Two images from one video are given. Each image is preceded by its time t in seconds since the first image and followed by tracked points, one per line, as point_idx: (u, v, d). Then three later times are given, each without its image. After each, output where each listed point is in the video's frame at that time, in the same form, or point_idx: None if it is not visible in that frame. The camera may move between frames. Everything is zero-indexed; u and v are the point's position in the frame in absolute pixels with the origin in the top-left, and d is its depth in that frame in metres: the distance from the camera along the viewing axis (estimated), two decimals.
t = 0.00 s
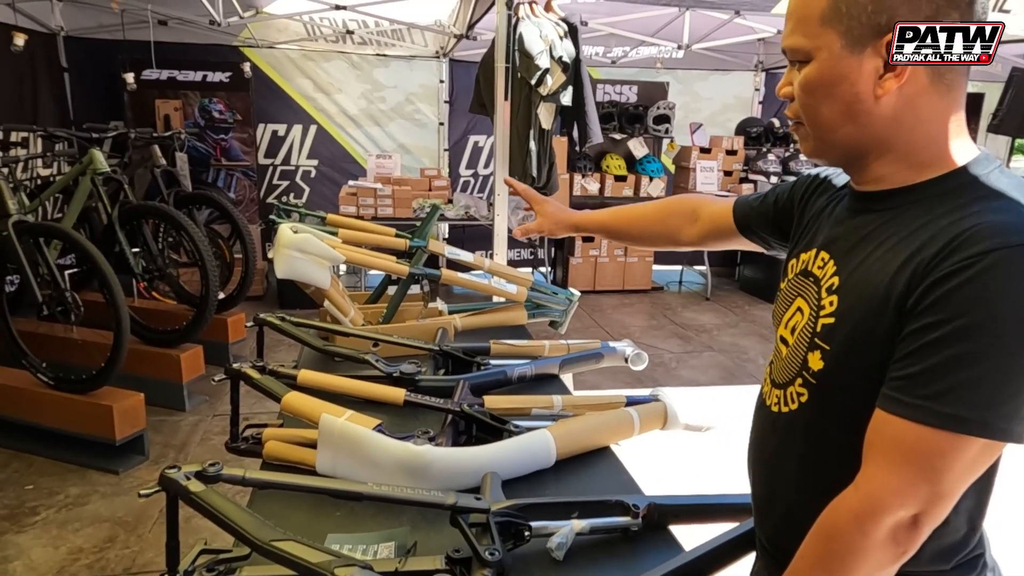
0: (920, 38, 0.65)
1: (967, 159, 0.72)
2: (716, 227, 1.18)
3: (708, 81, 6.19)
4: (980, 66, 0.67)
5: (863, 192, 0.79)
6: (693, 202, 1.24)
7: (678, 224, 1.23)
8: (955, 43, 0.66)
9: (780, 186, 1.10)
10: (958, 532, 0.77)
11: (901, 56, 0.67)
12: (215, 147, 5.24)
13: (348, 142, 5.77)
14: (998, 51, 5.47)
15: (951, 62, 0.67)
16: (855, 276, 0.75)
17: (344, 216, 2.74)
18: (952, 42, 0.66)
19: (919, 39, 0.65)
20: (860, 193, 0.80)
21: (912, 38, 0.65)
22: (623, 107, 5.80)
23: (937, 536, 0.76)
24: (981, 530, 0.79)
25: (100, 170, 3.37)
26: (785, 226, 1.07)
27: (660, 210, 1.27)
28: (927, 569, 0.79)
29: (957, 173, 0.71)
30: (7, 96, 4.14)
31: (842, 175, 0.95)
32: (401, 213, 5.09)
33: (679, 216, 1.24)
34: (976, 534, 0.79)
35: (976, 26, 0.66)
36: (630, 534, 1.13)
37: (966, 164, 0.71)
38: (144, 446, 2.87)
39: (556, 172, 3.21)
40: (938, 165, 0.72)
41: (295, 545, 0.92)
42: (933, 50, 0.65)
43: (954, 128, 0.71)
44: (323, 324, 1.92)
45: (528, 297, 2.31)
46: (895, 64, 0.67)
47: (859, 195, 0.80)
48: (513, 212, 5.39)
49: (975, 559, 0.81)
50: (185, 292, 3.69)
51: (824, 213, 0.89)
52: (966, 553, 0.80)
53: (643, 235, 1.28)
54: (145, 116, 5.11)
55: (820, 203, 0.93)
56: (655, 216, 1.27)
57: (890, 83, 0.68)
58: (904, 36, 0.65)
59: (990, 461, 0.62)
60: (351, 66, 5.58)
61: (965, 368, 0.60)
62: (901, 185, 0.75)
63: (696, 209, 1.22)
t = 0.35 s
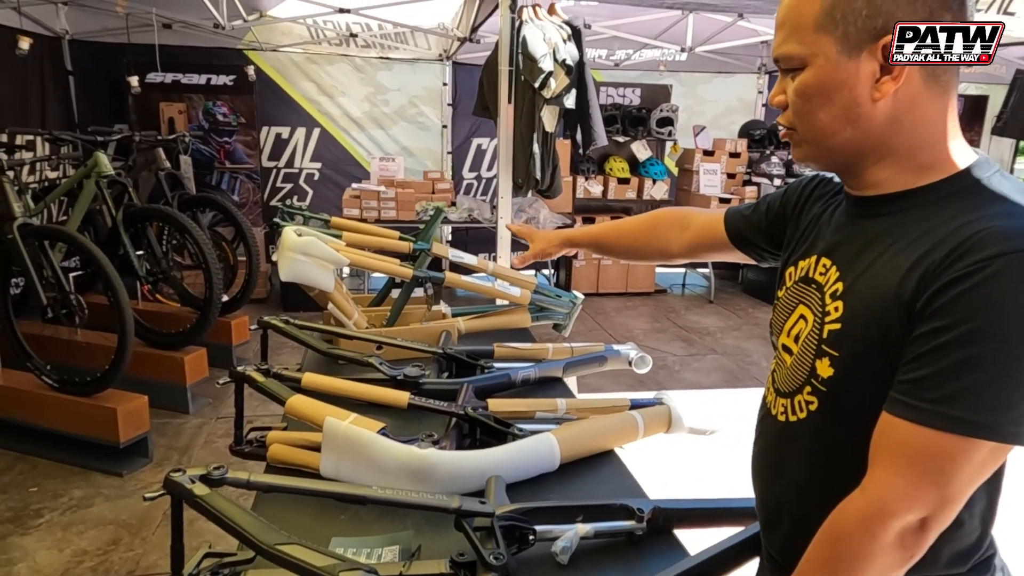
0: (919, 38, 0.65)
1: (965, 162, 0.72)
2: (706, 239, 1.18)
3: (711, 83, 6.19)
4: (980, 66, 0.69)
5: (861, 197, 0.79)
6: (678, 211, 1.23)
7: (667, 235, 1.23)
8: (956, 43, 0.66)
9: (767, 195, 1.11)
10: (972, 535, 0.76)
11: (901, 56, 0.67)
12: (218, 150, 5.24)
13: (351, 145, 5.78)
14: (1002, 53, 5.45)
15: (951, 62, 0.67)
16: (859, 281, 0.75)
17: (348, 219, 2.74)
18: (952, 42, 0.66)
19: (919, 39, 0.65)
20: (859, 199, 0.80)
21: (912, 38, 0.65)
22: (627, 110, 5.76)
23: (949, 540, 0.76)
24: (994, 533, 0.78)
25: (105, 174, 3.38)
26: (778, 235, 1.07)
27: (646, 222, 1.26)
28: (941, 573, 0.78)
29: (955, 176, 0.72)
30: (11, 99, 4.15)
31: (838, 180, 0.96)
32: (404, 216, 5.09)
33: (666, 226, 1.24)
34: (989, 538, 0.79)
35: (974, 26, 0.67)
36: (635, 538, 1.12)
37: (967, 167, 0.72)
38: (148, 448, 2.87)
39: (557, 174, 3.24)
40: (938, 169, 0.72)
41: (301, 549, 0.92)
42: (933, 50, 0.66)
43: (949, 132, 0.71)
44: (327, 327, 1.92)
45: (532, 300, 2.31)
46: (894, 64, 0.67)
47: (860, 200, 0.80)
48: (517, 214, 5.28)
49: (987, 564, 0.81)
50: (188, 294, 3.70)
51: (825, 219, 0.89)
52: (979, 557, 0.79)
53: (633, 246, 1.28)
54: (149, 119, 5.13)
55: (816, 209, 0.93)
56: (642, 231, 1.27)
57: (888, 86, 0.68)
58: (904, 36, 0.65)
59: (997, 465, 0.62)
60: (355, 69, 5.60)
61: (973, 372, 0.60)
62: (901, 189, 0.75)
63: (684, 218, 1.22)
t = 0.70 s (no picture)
0: (919, 38, 0.65)
1: (963, 159, 0.72)
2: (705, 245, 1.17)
3: (714, 86, 6.18)
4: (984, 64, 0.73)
5: (857, 200, 0.78)
6: (681, 219, 1.23)
7: (668, 242, 1.23)
8: (956, 43, 0.67)
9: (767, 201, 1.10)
10: (971, 537, 0.76)
11: (901, 56, 0.66)
12: (222, 153, 5.26)
13: (354, 148, 5.79)
14: (1005, 55, 5.44)
15: (950, 61, 0.67)
16: (854, 283, 0.75)
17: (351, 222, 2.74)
18: (951, 42, 0.66)
19: (919, 39, 0.65)
20: (854, 202, 0.79)
21: (912, 38, 0.65)
22: (630, 113, 5.81)
23: (949, 543, 0.75)
24: (994, 536, 0.78)
25: (109, 177, 3.40)
26: (777, 241, 1.06)
27: (650, 229, 1.26)
28: None
29: (947, 177, 0.71)
30: (16, 103, 4.16)
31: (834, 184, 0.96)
32: (407, 219, 5.10)
33: (669, 233, 1.23)
34: (989, 541, 0.78)
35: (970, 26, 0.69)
36: (638, 542, 1.12)
37: (966, 163, 0.71)
38: (151, 451, 2.87)
39: (560, 177, 3.23)
40: (936, 167, 0.72)
41: (303, 553, 0.92)
42: (933, 50, 0.65)
43: (942, 133, 0.71)
44: (329, 330, 1.92)
45: (534, 303, 2.31)
46: (893, 65, 0.67)
47: (853, 202, 0.79)
48: (519, 218, 5.38)
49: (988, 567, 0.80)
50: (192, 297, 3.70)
51: (821, 222, 0.88)
52: (980, 559, 0.79)
53: (637, 255, 1.27)
54: (153, 123, 5.15)
55: (813, 215, 0.93)
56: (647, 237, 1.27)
57: (877, 90, 0.68)
58: (904, 37, 0.65)
59: (996, 464, 0.62)
60: (358, 73, 5.60)
61: (968, 371, 0.59)
62: (894, 192, 0.74)
63: (686, 225, 1.21)
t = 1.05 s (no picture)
0: (919, 38, 0.65)
1: (966, 162, 0.71)
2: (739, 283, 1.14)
3: (717, 89, 6.16)
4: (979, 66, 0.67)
5: (861, 201, 0.78)
6: (712, 276, 1.21)
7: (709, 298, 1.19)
8: (956, 43, 0.65)
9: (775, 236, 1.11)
10: (974, 541, 0.75)
11: (901, 56, 0.67)
12: (225, 156, 5.28)
13: (357, 151, 5.80)
14: (1008, 58, 5.43)
15: (952, 62, 0.66)
16: (856, 285, 0.74)
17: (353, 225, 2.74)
18: (953, 42, 0.65)
19: (918, 39, 0.65)
20: (857, 204, 0.79)
21: (912, 38, 0.65)
22: (633, 116, 5.82)
23: (953, 546, 0.75)
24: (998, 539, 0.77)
25: (112, 179, 3.40)
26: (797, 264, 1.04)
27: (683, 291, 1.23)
28: None
29: (949, 181, 0.71)
30: (19, 106, 4.16)
31: (824, 184, 0.98)
32: (409, 221, 5.11)
33: (707, 292, 1.20)
34: (993, 544, 0.78)
35: (974, 26, 0.66)
36: (640, 546, 1.11)
37: (969, 168, 0.71)
38: (153, 454, 2.87)
39: (563, 179, 3.24)
40: (939, 171, 0.72)
41: (305, 557, 0.92)
42: (933, 50, 0.65)
43: (949, 137, 0.71)
44: (330, 333, 1.91)
45: (536, 306, 2.31)
46: (894, 65, 0.67)
47: (856, 204, 0.79)
48: (522, 220, 5.40)
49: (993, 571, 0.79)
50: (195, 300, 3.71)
51: (822, 225, 0.88)
52: (984, 563, 0.78)
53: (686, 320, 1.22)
54: (156, 126, 5.15)
55: (813, 219, 0.92)
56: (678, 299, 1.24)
57: (899, 82, 0.68)
58: (903, 36, 0.66)
59: (999, 467, 0.61)
60: (360, 75, 5.61)
61: (972, 373, 0.59)
62: (896, 194, 0.74)
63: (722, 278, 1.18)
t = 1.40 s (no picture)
0: (919, 38, 0.65)
1: (956, 163, 0.71)
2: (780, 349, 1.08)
3: (719, 92, 6.18)
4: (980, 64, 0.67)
5: (856, 199, 0.78)
6: (756, 359, 1.15)
7: (759, 377, 1.12)
8: (956, 43, 0.65)
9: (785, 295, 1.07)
10: (976, 544, 0.74)
11: (901, 56, 0.66)
12: (227, 158, 5.30)
13: (359, 153, 5.82)
14: (1010, 61, 5.43)
15: (951, 63, 0.65)
16: (843, 279, 0.74)
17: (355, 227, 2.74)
18: (953, 42, 0.65)
19: (918, 39, 0.65)
20: (853, 201, 0.79)
21: (912, 38, 0.65)
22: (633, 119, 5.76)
23: (954, 549, 0.74)
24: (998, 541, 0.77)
25: (115, 182, 3.41)
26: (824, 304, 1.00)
27: (738, 384, 1.17)
28: None
29: (940, 180, 0.71)
30: (22, 109, 4.17)
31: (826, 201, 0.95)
32: (410, 223, 5.13)
33: (757, 375, 1.14)
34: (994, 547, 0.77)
35: (976, 26, 0.66)
36: (641, 550, 1.11)
37: (956, 168, 0.71)
38: (155, 456, 2.88)
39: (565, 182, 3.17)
40: (927, 170, 0.72)
41: (304, 560, 0.92)
42: (933, 50, 0.65)
43: (945, 139, 0.71)
44: (330, 334, 1.91)
45: (537, 309, 2.31)
46: (892, 64, 0.67)
47: (851, 201, 0.79)
48: (524, 223, 5.41)
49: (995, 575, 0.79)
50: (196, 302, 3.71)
51: (821, 225, 0.87)
52: (986, 567, 0.77)
53: (750, 410, 1.13)
54: (159, 128, 5.16)
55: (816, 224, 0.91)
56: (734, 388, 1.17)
57: (922, 96, 0.67)
58: (904, 36, 0.65)
59: (980, 459, 0.61)
60: (363, 78, 5.63)
61: (945, 362, 0.59)
62: (889, 192, 0.74)
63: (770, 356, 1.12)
